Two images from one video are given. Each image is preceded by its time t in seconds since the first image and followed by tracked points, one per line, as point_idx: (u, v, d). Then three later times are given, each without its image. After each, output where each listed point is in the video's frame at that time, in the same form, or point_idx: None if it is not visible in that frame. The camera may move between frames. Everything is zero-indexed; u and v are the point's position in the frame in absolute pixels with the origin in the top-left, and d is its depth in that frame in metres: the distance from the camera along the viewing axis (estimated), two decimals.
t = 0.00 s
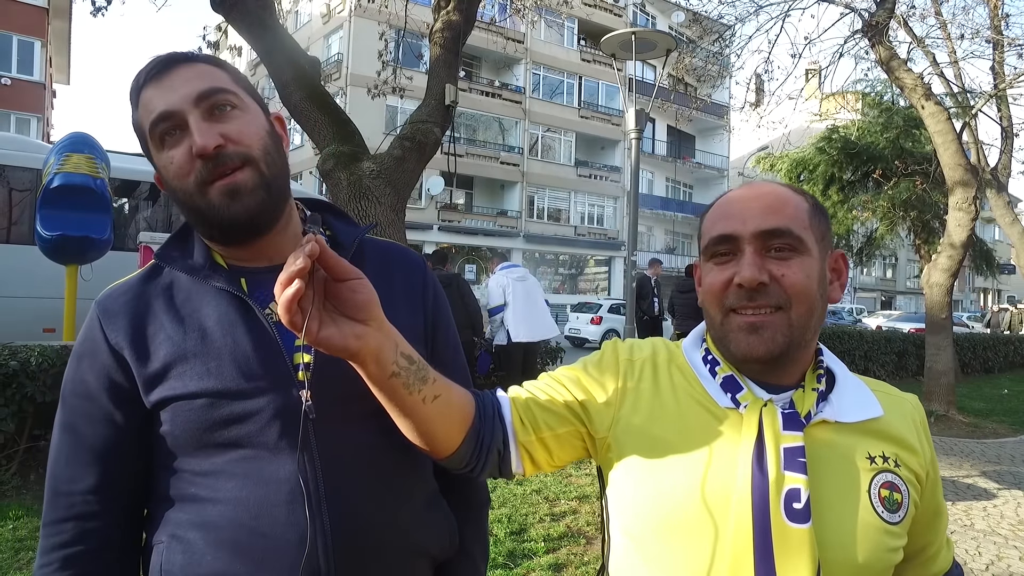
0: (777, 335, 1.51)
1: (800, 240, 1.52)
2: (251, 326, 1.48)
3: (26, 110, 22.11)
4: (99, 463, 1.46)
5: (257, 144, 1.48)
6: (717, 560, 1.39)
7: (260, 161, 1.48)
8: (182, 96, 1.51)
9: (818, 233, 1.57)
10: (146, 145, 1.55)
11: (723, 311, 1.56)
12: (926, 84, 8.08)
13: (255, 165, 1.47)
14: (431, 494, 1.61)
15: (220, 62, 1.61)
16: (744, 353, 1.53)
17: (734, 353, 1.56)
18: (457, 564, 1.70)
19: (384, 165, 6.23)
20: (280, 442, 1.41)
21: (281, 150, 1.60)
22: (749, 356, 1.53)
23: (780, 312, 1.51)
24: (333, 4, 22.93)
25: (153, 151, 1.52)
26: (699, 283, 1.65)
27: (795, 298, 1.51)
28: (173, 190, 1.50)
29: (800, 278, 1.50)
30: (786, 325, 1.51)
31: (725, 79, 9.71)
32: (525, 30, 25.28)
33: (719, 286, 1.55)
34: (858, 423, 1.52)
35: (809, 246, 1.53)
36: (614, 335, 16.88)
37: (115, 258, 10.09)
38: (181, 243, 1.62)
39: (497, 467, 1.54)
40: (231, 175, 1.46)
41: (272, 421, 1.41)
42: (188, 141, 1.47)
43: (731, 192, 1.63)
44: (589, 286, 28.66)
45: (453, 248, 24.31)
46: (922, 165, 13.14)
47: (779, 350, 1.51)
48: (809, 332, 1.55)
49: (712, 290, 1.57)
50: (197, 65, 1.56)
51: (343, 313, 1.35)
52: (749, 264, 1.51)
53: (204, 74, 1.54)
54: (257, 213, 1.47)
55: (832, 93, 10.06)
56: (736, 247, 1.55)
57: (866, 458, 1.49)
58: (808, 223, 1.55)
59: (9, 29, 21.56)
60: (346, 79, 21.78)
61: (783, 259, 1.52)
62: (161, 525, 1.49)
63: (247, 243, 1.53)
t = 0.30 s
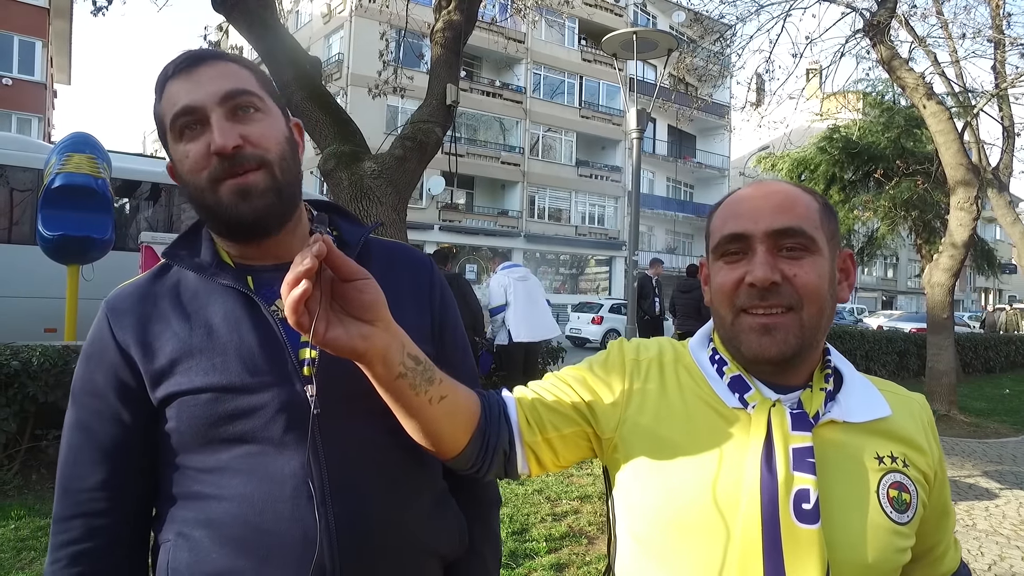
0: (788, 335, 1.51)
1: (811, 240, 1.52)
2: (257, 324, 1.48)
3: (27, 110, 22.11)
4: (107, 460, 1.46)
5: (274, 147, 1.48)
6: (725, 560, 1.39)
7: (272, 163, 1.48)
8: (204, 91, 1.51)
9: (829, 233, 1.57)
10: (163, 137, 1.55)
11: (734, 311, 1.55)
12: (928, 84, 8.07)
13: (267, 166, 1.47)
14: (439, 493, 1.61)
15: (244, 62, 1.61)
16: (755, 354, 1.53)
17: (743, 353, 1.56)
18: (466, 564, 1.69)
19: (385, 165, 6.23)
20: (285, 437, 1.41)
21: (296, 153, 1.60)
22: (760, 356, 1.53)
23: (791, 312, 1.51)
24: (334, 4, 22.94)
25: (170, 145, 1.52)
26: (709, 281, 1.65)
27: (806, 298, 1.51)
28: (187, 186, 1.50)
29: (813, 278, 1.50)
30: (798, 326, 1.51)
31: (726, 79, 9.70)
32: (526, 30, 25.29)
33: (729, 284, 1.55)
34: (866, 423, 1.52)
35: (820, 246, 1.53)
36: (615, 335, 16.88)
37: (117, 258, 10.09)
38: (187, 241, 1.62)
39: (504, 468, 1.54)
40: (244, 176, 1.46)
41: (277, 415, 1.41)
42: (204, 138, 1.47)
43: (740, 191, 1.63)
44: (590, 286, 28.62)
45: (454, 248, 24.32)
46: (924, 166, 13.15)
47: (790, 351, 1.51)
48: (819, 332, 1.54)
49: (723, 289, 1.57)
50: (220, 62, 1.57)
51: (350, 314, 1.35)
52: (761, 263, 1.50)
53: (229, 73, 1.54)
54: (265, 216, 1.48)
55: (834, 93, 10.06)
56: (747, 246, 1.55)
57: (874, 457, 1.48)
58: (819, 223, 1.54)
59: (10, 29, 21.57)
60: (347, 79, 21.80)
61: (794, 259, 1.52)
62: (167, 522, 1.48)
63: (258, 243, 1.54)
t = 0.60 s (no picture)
0: (783, 338, 1.51)
1: (810, 242, 1.51)
2: (261, 326, 1.48)
3: (28, 109, 22.11)
4: (110, 464, 1.46)
5: (296, 144, 1.49)
6: (728, 562, 1.39)
7: (289, 158, 1.48)
8: (231, 83, 1.52)
9: (828, 235, 1.56)
10: (178, 128, 1.55)
11: (732, 312, 1.56)
12: (929, 84, 8.05)
13: (285, 161, 1.47)
14: (443, 495, 1.61)
15: (266, 63, 1.62)
16: (753, 356, 1.53)
17: (741, 355, 1.55)
18: (471, 566, 1.69)
19: (386, 165, 6.23)
20: (289, 441, 1.41)
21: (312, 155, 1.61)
22: (758, 358, 1.53)
23: (788, 315, 1.51)
24: (335, 4, 22.93)
25: (186, 135, 1.52)
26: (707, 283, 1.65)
27: (804, 301, 1.51)
28: (202, 176, 1.50)
29: (811, 280, 1.50)
30: (796, 328, 1.51)
31: (727, 79, 9.69)
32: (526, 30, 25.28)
33: (725, 286, 1.55)
34: (866, 422, 1.52)
35: (819, 248, 1.52)
36: (616, 335, 16.87)
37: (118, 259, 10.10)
38: (190, 243, 1.62)
39: (505, 469, 1.54)
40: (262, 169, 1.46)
41: (281, 418, 1.41)
42: (229, 127, 1.48)
43: (739, 193, 1.63)
44: (591, 286, 28.60)
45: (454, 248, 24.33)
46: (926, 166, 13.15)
47: (789, 353, 1.51)
48: (818, 334, 1.54)
49: (720, 290, 1.57)
50: (246, 60, 1.59)
51: (351, 316, 1.35)
52: (758, 265, 1.50)
53: (254, 71, 1.55)
54: (278, 212, 1.48)
55: (835, 93, 10.05)
56: (746, 248, 1.55)
57: (875, 457, 1.48)
58: (818, 225, 1.54)
59: (11, 29, 21.58)
60: (348, 79, 21.83)
61: (792, 261, 1.51)
62: (171, 527, 1.48)
63: (270, 239, 1.54)
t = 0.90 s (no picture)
0: (773, 340, 1.51)
1: (802, 243, 1.51)
2: (265, 327, 1.48)
3: (30, 110, 22.14)
4: (111, 468, 1.46)
5: (321, 150, 1.52)
6: (727, 562, 1.38)
7: (315, 162, 1.51)
8: (269, 76, 1.53)
9: (821, 236, 1.56)
10: (200, 110, 1.54)
11: (725, 313, 1.55)
12: (931, 84, 8.02)
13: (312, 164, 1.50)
14: (446, 496, 1.60)
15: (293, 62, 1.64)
16: (744, 357, 1.53)
17: (736, 355, 1.55)
18: (474, 565, 1.69)
19: (388, 165, 6.24)
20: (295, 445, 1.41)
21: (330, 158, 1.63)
22: (750, 358, 1.52)
23: (780, 316, 1.51)
24: (336, 4, 22.93)
25: (212, 116, 1.51)
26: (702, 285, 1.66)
27: (796, 302, 1.50)
28: (221, 159, 1.49)
29: (803, 282, 1.49)
30: (787, 329, 1.51)
31: (728, 79, 9.68)
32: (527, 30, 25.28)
33: (717, 288, 1.56)
34: (864, 422, 1.51)
35: (812, 249, 1.52)
36: (616, 335, 16.87)
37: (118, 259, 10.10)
38: (192, 245, 1.62)
39: (505, 470, 1.54)
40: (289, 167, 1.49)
41: (287, 422, 1.41)
42: (262, 118, 1.49)
43: (734, 194, 1.63)
44: (591, 286, 28.59)
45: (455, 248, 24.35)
46: (927, 166, 13.15)
47: (780, 353, 1.51)
48: (811, 336, 1.53)
49: (713, 291, 1.57)
50: (287, 61, 1.60)
51: (350, 318, 1.35)
52: (749, 268, 1.50)
53: (287, 69, 1.56)
54: (303, 210, 1.50)
55: (835, 93, 10.06)
56: (738, 250, 1.55)
57: (873, 457, 1.48)
58: (811, 225, 1.53)
59: (13, 30, 21.61)
60: (349, 79, 21.90)
61: (783, 263, 1.51)
62: (174, 531, 1.48)
63: (279, 236, 1.54)
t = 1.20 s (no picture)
0: (775, 343, 1.51)
1: (805, 245, 1.51)
2: (263, 332, 1.48)
3: (31, 110, 22.18)
4: (109, 477, 1.47)
5: (328, 156, 1.53)
6: (729, 564, 1.39)
7: (321, 167, 1.52)
8: (284, 77, 1.53)
9: (824, 238, 1.55)
10: (212, 106, 1.54)
11: (727, 315, 1.56)
12: (932, 83, 8.00)
13: (318, 169, 1.51)
14: (447, 498, 1.60)
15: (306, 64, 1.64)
16: (747, 359, 1.53)
17: (738, 357, 1.55)
18: (474, 565, 1.70)
19: (389, 165, 6.25)
20: (297, 449, 1.41)
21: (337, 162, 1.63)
22: (753, 360, 1.53)
23: (783, 318, 1.51)
24: (336, 4, 22.94)
25: (223, 113, 1.51)
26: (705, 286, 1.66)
27: (799, 304, 1.50)
28: (228, 156, 1.49)
29: (806, 284, 1.50)
30: (790, 331, 1.51)
31: (728, 79, 9.67)
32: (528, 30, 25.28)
33: (720, 289, 1.56)
34: (867, 424, 1.51)
35: (815, 251, 1.52)
36: (617, 335, 16.87)
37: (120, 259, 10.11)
38: (186, 249, 1.62)
39: (508, 471, 1.55)
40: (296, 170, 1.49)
41: (289, 427, 1.41)
42: (273, 119, 1.49)
43: (737, 195, 1.63)
44: (592, 286, 28.58)
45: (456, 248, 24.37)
46: (928, 166, 13.14)
47: (783, 355, 1.51)
48: (813, 338, 1.54)
49: (716, 293, 1.58)
50: (304, 67, 1.60)
51: (354, 321, 1.35)
52: (752, 270, 1.51)
53: (300, 73, 1.57)
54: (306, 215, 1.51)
55: (836, 93, 10.06)
56: (740, 252, 1.55)
57: (874, 459, 1.48)
58: (814, 227, 1.53)
59: (14, 30, 21.65)
60: (350, 79, 21.94)
61: (786, 265, 1.51)
62: (176, 538, 1.48)
63: (279, 238, 1.55)
